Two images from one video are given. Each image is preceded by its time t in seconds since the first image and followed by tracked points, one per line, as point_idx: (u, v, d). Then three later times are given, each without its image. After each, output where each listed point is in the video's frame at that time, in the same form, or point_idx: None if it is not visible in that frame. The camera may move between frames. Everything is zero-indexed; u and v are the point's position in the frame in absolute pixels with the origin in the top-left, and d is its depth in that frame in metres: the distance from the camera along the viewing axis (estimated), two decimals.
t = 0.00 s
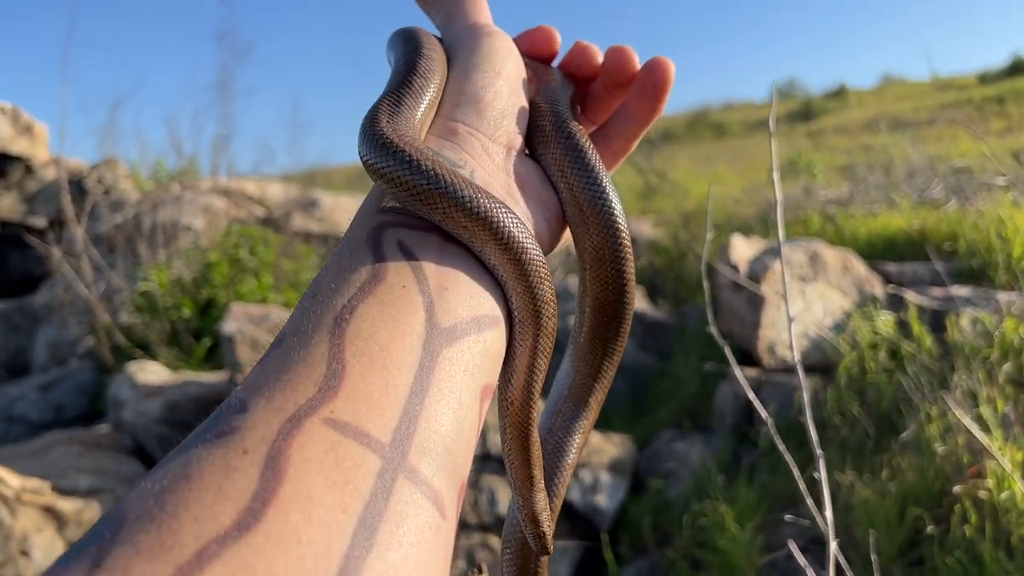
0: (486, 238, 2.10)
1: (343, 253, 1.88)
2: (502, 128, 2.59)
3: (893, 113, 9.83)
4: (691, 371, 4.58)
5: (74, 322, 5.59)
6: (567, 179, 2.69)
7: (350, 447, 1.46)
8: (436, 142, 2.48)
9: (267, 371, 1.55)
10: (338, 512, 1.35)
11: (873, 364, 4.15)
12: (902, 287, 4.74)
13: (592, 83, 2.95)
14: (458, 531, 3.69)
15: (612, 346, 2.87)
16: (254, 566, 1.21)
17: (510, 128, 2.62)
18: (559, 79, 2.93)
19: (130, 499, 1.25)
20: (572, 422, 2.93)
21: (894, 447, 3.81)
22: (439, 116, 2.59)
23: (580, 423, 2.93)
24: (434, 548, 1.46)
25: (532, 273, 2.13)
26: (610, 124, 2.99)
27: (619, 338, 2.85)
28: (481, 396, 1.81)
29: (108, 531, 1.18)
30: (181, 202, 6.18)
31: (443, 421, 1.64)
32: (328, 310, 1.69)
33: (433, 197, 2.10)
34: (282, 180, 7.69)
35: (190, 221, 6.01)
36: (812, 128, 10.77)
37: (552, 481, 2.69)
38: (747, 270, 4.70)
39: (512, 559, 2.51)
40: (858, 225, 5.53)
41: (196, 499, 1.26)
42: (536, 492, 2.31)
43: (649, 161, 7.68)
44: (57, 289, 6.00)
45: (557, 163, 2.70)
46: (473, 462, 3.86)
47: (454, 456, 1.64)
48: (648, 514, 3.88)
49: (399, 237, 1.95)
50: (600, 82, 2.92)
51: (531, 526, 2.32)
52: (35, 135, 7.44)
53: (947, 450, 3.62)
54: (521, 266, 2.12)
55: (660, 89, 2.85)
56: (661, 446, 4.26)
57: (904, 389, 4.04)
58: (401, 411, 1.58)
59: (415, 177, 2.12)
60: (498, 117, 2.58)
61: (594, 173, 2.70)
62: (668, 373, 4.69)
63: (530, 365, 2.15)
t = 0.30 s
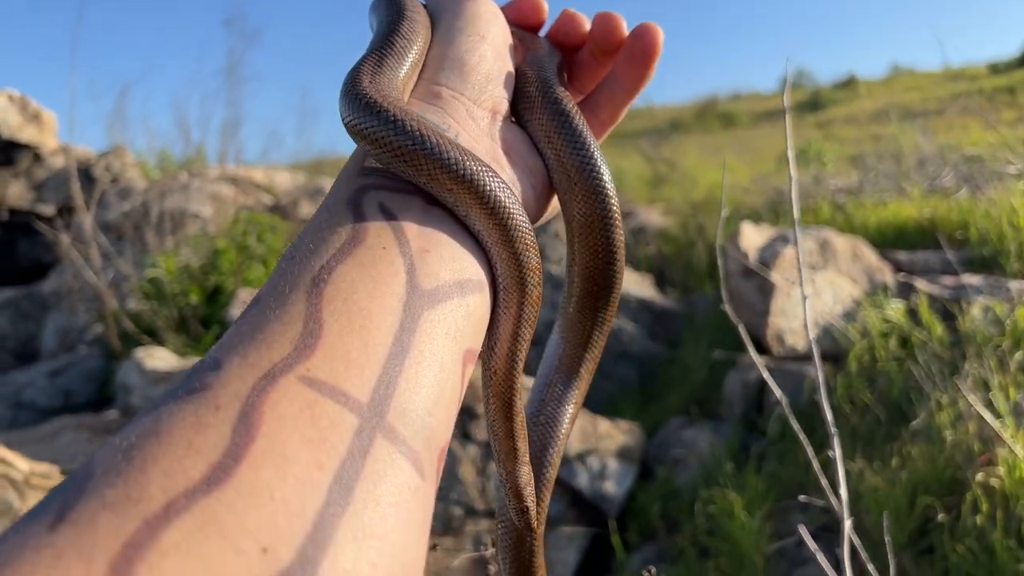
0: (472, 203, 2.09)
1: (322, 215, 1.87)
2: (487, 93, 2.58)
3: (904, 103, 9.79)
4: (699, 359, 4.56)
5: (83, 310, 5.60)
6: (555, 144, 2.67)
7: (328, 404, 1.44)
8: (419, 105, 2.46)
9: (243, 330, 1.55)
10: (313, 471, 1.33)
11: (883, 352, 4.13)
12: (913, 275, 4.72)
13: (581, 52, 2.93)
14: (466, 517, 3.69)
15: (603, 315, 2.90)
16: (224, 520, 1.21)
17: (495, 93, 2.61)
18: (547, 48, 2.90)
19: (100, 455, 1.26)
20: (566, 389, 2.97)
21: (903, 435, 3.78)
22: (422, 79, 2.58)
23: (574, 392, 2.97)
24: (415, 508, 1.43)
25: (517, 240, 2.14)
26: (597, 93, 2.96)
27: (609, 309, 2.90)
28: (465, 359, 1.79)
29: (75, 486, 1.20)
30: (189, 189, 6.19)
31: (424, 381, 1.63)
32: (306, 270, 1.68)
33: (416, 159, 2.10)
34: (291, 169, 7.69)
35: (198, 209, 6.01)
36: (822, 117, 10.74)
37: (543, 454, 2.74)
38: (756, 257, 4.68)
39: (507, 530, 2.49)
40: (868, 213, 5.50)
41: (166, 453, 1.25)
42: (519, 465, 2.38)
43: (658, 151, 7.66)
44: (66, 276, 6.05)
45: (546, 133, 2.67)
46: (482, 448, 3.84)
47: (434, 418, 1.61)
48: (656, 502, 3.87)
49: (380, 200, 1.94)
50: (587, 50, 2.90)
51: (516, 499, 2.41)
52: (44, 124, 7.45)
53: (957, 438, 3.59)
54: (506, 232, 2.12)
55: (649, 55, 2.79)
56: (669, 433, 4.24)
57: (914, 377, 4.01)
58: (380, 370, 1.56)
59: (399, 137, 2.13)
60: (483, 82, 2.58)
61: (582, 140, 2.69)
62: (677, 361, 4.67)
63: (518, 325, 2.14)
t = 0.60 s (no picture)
0: (468, 194, 2.02)
1: (307, 204, 1.76)
2: (478, 83, 2.47)
3: (918, 90, 9.75)
4: (711, 344, 4.53)
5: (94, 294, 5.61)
6: (546, 139, 2.54)
7: (310, 395, 1.32)
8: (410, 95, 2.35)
9: (224, 318, 1.43)
10: (292, 460, 1.22)
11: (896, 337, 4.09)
12: (927, 261, 4.68)
13: (574, 46, 2.80)
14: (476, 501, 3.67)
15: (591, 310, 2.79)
16: (202, 510, 1.10)
17: (488, 84, 2.50)
18: (540, 42, 2.78)
19: (73, 444, 1.16)
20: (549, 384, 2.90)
21: (917, 421, 3.76)
22: (413, 67, 2.47)
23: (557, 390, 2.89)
24: (397, 501, 1.30)
25: (510, 234, 2.04)
26: (591, 86, 2.84)
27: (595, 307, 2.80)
28: (451, 353, 1.65)
29: (47, 474, 1.09)
30: (200, 174, 6.20)
31: (411, 375, 1.50)
32: (291, 259, 1.56)
33: (411, 146, 2.00)
34: (302, 154, 7.70)
35: (208, 194, 6.02)
36: (834, 104, 10.71)
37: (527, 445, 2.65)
38: (769, 242, 4.65)
39: (484, 526, 2.55)
40: (882, 199, 5.47)
41: (143, 440, 1.16)
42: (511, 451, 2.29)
43: (669, 138, 7.65)
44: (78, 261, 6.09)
45: (539, 127, 2.54)
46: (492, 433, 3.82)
47: (420, 413, 1.48)
48: (668, 487, 3.86)
49: (368, 188, 1.81)
50: (581, 44, 2.77)
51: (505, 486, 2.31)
52: (55, 109, 7.46)
53: (972, 424, 3.56)
54: (500, 226, 2.03)
55: (643, 48, 2.68)
56: (680, 418, 4.22)
57: (928, 363, 3.98)
58: (365, 361, 1.44)
59: (393, 122, 2.03)
60: (474, 72, 2.47)
61: (575, 135, 2.55)
62: (688, 346, 4.64)
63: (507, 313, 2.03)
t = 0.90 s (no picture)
0: (474, 196, 1.93)
1: (307, 204, 1.67)
2: (477, 85, 2.40)
3: (937, 70, 9.67)
4: (727, 327, 4.52)
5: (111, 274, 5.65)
6: (541, 142, 2.44)
7: (312, 394, 1.25)
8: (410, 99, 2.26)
9: (224, 320, 1.34)
10: (294, 459, 1.15)
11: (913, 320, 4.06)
12: (944, 243, 4.65)
13: (570, 48, 2.72)
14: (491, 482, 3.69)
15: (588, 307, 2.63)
16: (206, 509, 1.03)
17: (485, 85, 2.43)
18: (536, 44, 2.68)
19: (76, 443, 1.08)
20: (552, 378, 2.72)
21: (933, 404, 3.74)
22: (411, 69, 2.39)
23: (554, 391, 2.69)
24: (398, 500, 1.23)
25: (511, 233, 1.98)
26: (586, 88, 2.75)
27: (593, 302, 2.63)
28: (451, 353, 1.57)
29: (50, 473, 1.02)
30: (214, 157, 6.22)
31: (411, 380, 1.41)
32: (290, 259, 1.46)
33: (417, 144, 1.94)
34: (316, 136, 7.71)
35: (223, 175, 6.04)
36: (852, 85, 10.65)
37: (527, 442, 2.57)
38: (786, 225, 4.64)
39: (488, 524, 2.45)
40: (899, 181, 5.43)
41: (145, 439, 1.08)
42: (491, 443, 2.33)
43: (684, 119, 7.62)
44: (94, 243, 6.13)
45: (535, 131, 2.45)
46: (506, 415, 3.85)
47: (422, 415, 1.40)
48: (682, 469, 3.85)
49: (368, 188, 1.73)
50: (577, 45, 2.69)
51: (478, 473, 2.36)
52: (71, 91, 7.50)
53: (989, 407, 3.54)
54: (504, 229, 1.95)
55: (639, 51, 2.60)
56: (695, 401, 4.21)
57: (945, 346, 3.96)
58: (366, 360, 1.36)
59: (395, 118, 1.98)
60: (473, 73, 2.40)
61: (568, 132, 2.45)
62: (703, 329, 4.63)
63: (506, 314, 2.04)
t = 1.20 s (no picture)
0: (494, 172, 1.94)
1: (323, 180, 1.69)
2: (495, 59, 2.40)
3: (959, 48, 9.56)
4: (744, 308, 4.52)
5: (131, 253, 5.69)
6: (557, 116, 2.42)
7: (332, 371, 1.25)
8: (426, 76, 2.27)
9: (244, 295, 1.35)
10: (314, 436, 1.15)
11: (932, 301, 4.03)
12: (965, 224, 4.61)
13: (586, 23, 2.70)
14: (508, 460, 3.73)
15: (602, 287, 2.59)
16: (228, 485, 1.03)
17: (502, 61, 2.42)
18: (552, 17, 2.67)
19: (98, 420, 1.09)
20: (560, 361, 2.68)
21: (951, 385, 3.73)
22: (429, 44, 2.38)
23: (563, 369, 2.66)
24: (417, 478, 1.22)
25: (528, 209, 1.98)
26: (604, 64, 2.73)
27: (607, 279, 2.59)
28: (467, 330, 1.57)
29: (72, 449, 1.02)
30: (233, 137, 6.26)
31: (428, 359, 1.40)
32: (307, 237, 1.47)
33: (436, 118, 1.95)
34: (333, 116, 7.72)
35: (242, 155, 6.06)
36: (873, 63, 10.54)
37: (535, 422, 2.48)
38: (805, 206, 4.62)
39: (495, 501, 2.34)
40: (919, 162, 5.39)
41: (167, 416, 1.08)
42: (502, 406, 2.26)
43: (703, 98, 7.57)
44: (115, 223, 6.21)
45: (552, 104, 2.42)
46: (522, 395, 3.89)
47: (440, 391, 1.39)
48: (698, 449, 3.86)
49: (384, 164, 1.74)
50: (595, 21, 2.67)
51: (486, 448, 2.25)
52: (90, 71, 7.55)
53: (1009, 389, 3.51)
54: (522, 208, 1.96)
55: (657, 25, 2.57)
56: (712, 381, 4.21)
57: (964, 328, 3.94)
58: (384, 338, 1.36)
59: (417, 89, 1.97)
60: (489, 48, 2.39)
61: (585, 108, 2.40)
62: (721, 309, 4.63)
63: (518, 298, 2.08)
